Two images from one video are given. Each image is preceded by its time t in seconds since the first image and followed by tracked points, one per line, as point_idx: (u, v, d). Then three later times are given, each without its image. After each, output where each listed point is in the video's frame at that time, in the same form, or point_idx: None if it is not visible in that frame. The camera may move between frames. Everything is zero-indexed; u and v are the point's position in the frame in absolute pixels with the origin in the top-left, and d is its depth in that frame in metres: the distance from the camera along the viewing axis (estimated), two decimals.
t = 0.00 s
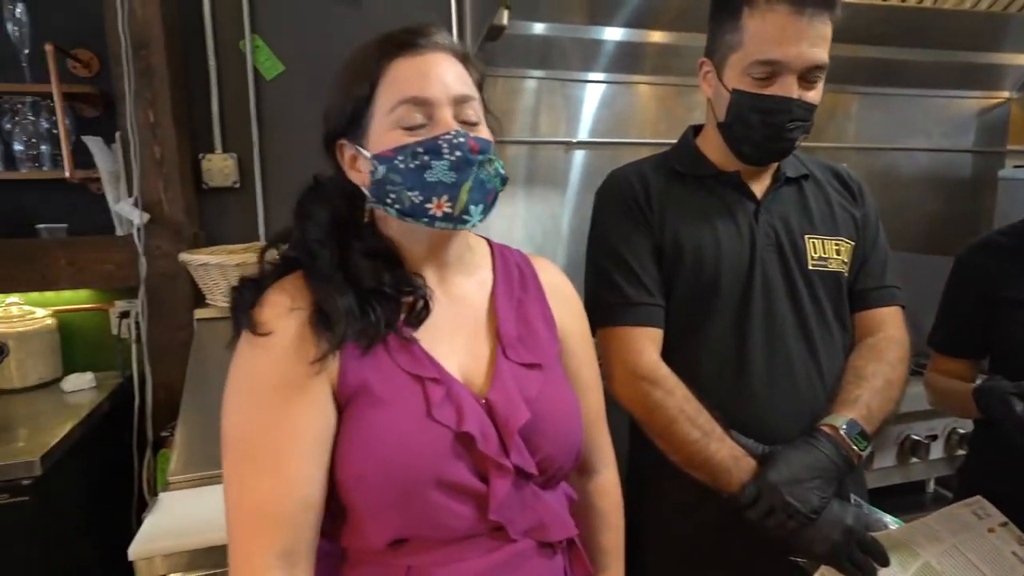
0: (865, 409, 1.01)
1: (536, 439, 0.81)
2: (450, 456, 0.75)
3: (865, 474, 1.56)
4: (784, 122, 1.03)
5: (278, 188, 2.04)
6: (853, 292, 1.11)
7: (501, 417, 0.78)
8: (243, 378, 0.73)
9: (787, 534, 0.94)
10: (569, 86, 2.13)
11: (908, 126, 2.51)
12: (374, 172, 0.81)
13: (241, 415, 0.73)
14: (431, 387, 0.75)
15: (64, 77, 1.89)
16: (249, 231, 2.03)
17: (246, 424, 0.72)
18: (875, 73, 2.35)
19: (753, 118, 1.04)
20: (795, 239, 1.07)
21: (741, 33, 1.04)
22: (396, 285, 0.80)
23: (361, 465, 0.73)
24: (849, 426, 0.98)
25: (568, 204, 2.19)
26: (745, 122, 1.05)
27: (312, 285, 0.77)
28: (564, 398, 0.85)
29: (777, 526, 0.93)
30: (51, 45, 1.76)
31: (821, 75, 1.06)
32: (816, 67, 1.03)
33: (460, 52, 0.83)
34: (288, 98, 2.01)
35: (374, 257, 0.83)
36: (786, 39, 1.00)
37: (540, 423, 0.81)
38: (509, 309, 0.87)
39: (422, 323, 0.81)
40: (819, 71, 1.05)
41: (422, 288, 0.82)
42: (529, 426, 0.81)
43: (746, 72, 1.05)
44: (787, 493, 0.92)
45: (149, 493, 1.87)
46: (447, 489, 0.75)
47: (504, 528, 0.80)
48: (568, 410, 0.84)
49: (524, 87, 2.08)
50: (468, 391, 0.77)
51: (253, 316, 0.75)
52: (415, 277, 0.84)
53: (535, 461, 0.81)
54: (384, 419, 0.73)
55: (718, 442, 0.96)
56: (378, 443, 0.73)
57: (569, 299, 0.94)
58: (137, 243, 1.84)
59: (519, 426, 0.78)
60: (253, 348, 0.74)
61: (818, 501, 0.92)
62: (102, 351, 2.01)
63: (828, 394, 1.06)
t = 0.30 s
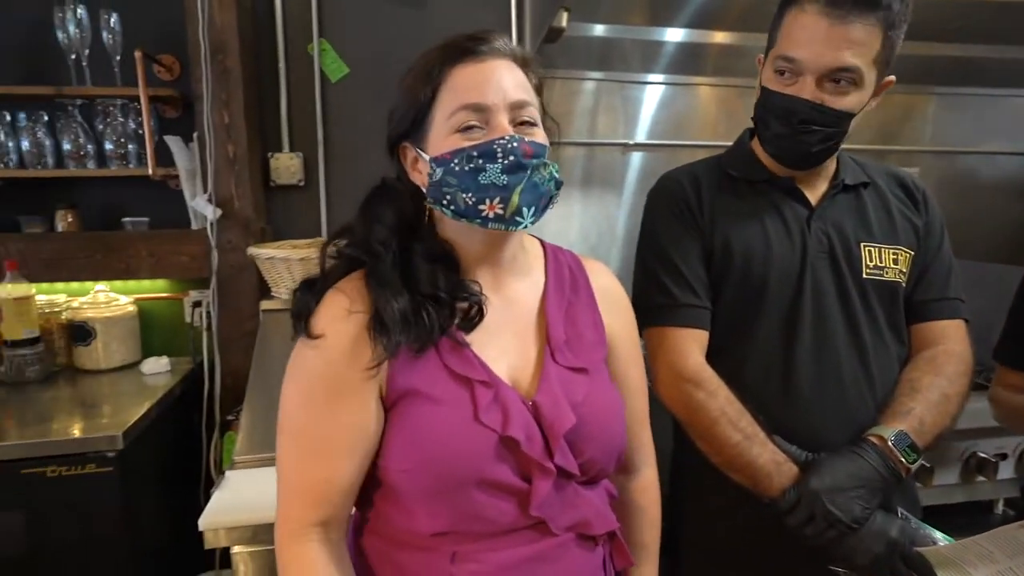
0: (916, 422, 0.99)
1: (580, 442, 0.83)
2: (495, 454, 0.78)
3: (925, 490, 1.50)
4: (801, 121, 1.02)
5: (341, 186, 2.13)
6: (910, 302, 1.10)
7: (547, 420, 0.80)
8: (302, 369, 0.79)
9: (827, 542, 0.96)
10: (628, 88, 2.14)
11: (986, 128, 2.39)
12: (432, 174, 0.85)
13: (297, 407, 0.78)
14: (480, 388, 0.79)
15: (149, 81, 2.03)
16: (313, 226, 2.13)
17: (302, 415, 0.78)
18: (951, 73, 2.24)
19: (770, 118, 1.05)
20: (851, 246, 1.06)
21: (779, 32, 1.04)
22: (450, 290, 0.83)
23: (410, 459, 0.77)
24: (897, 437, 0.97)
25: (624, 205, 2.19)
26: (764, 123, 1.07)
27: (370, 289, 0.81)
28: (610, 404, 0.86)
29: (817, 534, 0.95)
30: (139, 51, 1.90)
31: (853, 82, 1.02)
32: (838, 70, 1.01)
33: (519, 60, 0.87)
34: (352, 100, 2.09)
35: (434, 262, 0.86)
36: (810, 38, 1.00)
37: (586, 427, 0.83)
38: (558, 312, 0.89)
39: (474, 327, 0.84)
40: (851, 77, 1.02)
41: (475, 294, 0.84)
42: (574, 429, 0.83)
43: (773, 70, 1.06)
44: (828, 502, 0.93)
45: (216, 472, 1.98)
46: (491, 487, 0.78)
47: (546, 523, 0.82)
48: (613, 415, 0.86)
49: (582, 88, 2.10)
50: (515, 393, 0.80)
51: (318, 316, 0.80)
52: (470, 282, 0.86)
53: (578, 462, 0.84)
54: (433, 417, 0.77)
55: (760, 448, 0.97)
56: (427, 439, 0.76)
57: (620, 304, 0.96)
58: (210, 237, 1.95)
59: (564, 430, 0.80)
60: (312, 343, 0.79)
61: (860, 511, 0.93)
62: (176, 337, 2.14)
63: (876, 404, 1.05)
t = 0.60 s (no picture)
0: (920, 422, 1.01)
1: (596, 432, 0.86)
2: (517, 442, 0.81)
3: (947, 493, 1.49)
4: (814, 125, 1.04)
5: (371, 182, 2.18)
6: (926, 303, 1.13)
7: (563, 410, 0.83)
8: (333, 360, 0.83)
9: (824, 537, 0.98)
10: (657, 86, 2.14)
11: None
12: (455, 182, 0.89)
13: (325, 398, 0.82)
14: (501, 379, 0.82)
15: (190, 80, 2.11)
16: (343, 221, 2.20)
17: (332, 405, 0.82)
18: (990, 70, 2.20)
19: (784, 121, 1.07)
20: (863, 248, 1.08)
21: (792, 33, 1.06)
22: (473, 287, 0.88)
23: (438, 447, 0.80)
24: (900, 436, 0.99)
25: (649, 204, 2.21)
26: (778, 126, 1.09)
27: (395, 283, 0.86)
28: (623, 395, 0.90)
29: (816, 528, 0.97)
30: (181, 52, 1.98)
31: (866, 82, 1.03)
32: (852, 73, 1.01)
33: (546, 69, 0.88)
34: (383, 97, 2.14)
35: (457, 258, 0.91)
36: (821, 42, 1.01)
37: (601, 417, 0.87)
38: (574, 306, 0.92)
39: (495, 322, 0.88)
40: (865, 76, 1.02)
41: (497, 291, 0.88)
42: (590, 419, 0.86)
43: (787, 74, 1.07)
44: (827, 496, 0.95)
45: (247, 455, 2.07)
46: (514, 473, 0.82)
47: (566, 506, 0.86)
48: (626, 406, 0.90)
49: (611, 87, 2.12)
50: (535, 384, 0.83)
51: (346, 308, 0.84)
52: (492, 280, 0.90)
53: (594, 449, 0.87)
54: (458, 407, 0.80)
55: (764, 442, 1.00)
56: (452, 428, 0.80)
57: (634, 299, 0.99)
58: (245, 230, 2.03)
59: (581, 419, 0.83)
60: (342, 335, 0.83)
61: (858, 507, 0.95)
62: (212, 326, 2.23)
63: (881, 401, 1.08)
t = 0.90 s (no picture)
0: (917, 422, 1.03)
1: (613, 417, 0.92)
2: (545, 433, 0.85)
3: (951, 495, 1.50)
4: (819, 138, 1.06)
5: (385, 182, 2.23)
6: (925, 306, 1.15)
7: (584, 399, 0.88)
8: (356, 362, 0.83)
9: (822, 533, 0.99)
10: (669, 90, 2.17)
11: None
12: (474, 191, 0.91)
13: (350, 400, 0.83)
14: (525, 374, 0.85)
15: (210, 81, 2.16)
16: (357, 220, 2.24)
17: (357, 407, 0.83)
18: (1005, 74, 2.19)
19: (789, 133, 1.10)
20: (863, 251, 1.10)
21: (795, 47, 1.07)
22: (487, 284, 0.91)
23: (469, 441, 0.83)
24: (896, 435, 1.01)
25: (659, 207, 2.23)
26: (784, 138, 1.11)
27: (416, 284, 0.87)
28: (629, 383, 0.96)
29: (813, 525, 0.98)
30: (202, 54, 2.03)
31: (870, 96, 1.05)
32: (857, 89, 1.03)
33: (559, 84, 0.91)
34: (397, 99, 2.18)
35: (469, 258, 0.94)
36: (825, 61, 1.03)
37: (615, 403, 0.92)
38: (579, 302, 0.97)
39: (508, 318, 0.91)
40: (868, 91, 1.04)
41: (509, 288, 0.91)
42: (610, 406, 0.92)
43: (792, 89, 1.09)
44: (825, 493, 0.97)
45: (261, 449, 2.12)
46: (541, 462, 0.86)
47: (586, 492, 0.91)
48: (633, 393, 0.96)
49: (623, 90, 2.14)
50: (556, 377, 0.88)
51: (361, 306, 0.86)
52: (504, 278, 0.93)
53: (610, 435, 0.93)
54: (487, 401, 0.83)
55: (765, 440, 1.02)
56: (484, 422, 0.83)
57: (624, 289, 1.08)
58: (262, 229, 2.08)
59: (603, 407, 0.88)
60: (365, 336, 0.84)
61: (855, 504, 0.97)
62: (228, 322, 2.29)
63: (880, 402, 1.10)
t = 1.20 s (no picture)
0: (919, 416, 1.04)
1: (615, 414, 0.95)
2: (550, 429, 0.88)
3: (954, 489, 1.51)
4: (827, 133, 1.07)
5: (391, 182, 2.25)
6: (927, 302, 1.16)
7: (589, 396, 0.91)
8: (368, 359, 0.84)
9: (825, 526, 1.00)
10: (674, 90, 2.18)
11: None
12: (483, 181, 0.92)
13: (359, 397, 0.84)
14: (531, 371, 0.88)
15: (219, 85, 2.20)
16: (364, 220, 2.27)
17: (367, 404, 0.84)
18: (1009, 70, 2.20)
19: (795, 128, 1.11)
20: (865, 248, 1.12)
21: (801, 43, 1.09)
22: (496, 281, 0.92)
23: (476, 438, 0.85)
24: (898, 430, 1.02)
25: (664, 206, 2.25)
26: (790, 131, 1.12)
27: (426, 280, 0.88)
28: (630, 380, 0.99)
29: (816, 518, 0.99)
30: (212, 58, 2.06)
31: (877, 91, 1.06)
32: (864, 83, 1.05)
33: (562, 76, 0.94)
34: (404, 100, 2.21)
35: (479, 254, 0.96)
36: (831, 55, 1.04)
37: (617, 400, 0.95)
38: (582, 300, 1.00)
39: (514, 314, 0.93)
40: (874, 86, 1.06)
41: (516, 285, 0.93)
42: (614, 404, 0.95)
43: (798, 84, 1.11)
44: (828, 487, 0.98)
45: (271, 446, 2.15)
46: (545, 457, 0.88)
47: (586, 486, 0.94)
48: (633, 390, 0.99)
49: (628, 90, 2.16)
50: (561, 374, 0.90)
51: (370, 304, 0.87)
52: (510, 274, 0.95)
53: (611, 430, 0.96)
54: (494, 398, 0.86)
55: (768, 433, 1.04)
56: (491, 419, 0.85)
57: (625, 287, 1.11)
58: (271, 229, 2.11)
59: (605, 405, 0.91)
60: (376, 333, 0.85)
61: (858, 497, 0.99)
62: (239, 322, 2.33)
63: (882, 397, 1.11)
